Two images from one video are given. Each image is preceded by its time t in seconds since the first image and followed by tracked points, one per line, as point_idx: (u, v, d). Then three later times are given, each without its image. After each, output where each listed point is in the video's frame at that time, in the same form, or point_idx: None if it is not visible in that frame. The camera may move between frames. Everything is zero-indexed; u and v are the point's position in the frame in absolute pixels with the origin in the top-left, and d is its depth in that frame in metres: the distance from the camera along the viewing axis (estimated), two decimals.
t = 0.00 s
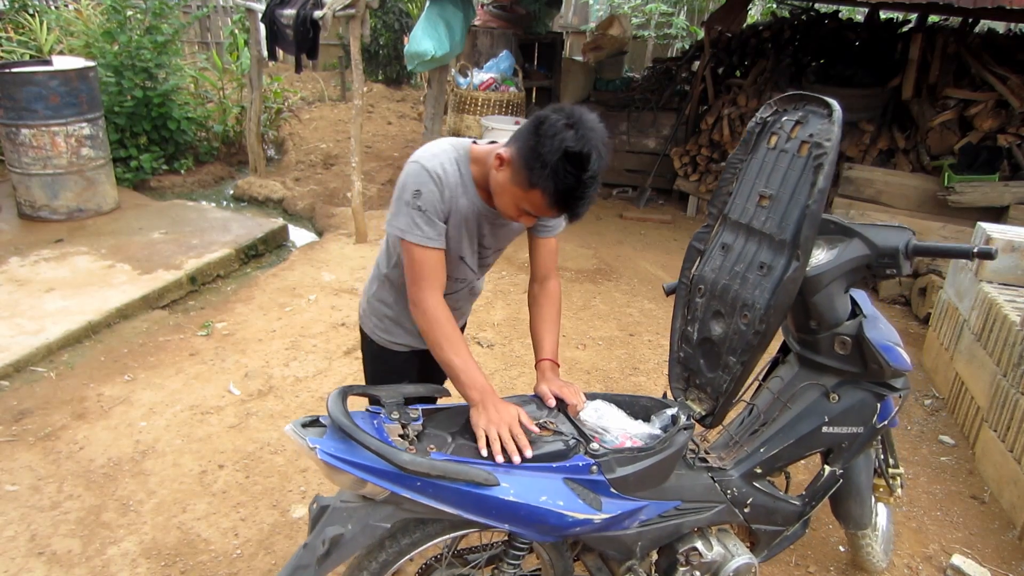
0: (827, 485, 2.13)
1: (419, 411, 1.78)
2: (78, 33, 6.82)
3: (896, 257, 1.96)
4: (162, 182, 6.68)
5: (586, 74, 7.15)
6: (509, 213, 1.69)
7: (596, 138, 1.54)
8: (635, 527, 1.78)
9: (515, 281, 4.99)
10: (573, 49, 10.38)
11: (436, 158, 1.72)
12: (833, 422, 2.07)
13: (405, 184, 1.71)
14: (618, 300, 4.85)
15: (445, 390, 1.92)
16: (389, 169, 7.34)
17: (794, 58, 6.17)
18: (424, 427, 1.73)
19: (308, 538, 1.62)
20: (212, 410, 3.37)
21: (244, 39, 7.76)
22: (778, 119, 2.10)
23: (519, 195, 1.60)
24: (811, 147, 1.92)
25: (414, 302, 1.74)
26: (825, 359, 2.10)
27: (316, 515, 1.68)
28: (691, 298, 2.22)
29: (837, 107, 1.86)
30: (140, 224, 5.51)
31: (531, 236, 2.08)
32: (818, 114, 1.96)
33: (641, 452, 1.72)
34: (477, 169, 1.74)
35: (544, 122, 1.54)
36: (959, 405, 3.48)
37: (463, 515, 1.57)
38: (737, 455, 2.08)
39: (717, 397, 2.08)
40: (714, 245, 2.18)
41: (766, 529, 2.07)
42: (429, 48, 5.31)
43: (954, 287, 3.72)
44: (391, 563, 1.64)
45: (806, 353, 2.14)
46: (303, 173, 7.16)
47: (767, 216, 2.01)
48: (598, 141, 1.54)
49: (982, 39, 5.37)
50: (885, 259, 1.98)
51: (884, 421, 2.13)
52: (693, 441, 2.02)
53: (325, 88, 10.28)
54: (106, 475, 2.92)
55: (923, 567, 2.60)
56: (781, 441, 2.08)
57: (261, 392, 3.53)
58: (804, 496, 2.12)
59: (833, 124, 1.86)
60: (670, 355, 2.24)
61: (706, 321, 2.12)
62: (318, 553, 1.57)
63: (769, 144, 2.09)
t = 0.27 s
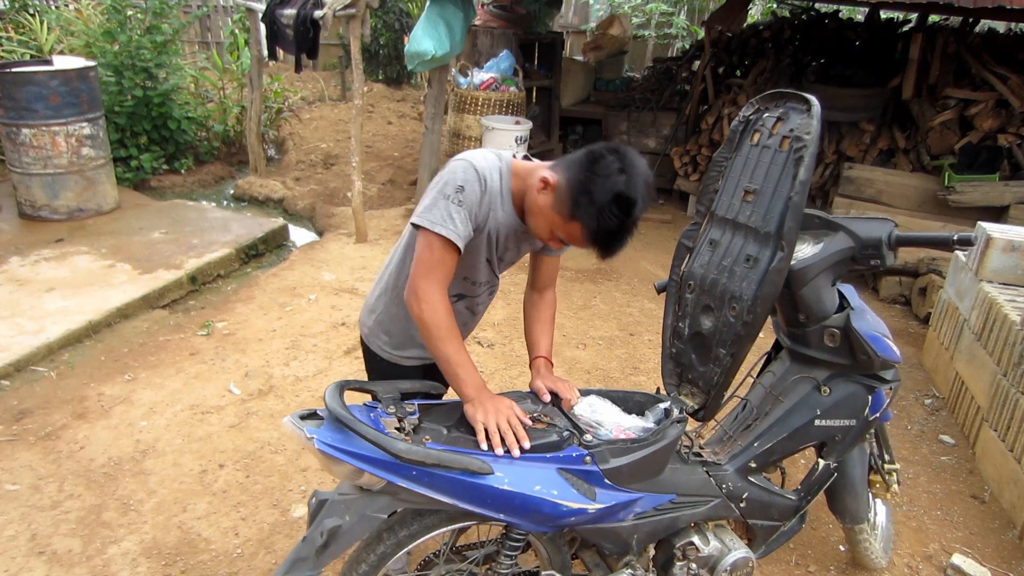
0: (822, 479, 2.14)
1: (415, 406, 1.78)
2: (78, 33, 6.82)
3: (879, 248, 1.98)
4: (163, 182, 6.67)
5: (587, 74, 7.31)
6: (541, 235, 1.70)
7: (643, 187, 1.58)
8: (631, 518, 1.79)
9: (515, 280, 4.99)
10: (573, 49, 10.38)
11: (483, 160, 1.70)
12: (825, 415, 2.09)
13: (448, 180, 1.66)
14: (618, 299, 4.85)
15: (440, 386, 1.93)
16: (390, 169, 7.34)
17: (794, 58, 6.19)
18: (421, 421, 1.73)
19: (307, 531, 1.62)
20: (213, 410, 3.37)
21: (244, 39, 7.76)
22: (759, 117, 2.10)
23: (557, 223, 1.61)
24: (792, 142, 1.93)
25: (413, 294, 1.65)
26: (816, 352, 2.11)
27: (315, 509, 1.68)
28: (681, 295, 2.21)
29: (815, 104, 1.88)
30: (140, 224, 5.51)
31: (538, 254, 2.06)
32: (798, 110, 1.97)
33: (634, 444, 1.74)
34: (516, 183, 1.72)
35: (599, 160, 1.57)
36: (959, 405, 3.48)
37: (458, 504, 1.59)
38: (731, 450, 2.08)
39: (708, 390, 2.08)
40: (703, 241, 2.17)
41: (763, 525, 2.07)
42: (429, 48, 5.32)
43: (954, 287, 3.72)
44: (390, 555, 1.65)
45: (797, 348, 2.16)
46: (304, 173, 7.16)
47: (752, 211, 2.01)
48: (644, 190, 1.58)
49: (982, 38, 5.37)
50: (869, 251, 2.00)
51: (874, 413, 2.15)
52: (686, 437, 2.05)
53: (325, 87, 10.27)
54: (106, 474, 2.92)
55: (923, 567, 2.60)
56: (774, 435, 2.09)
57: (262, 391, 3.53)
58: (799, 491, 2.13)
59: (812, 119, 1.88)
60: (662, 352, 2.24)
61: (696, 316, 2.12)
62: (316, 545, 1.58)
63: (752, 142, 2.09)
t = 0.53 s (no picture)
0: (818, 476, 2.14)
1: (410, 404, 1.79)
2: (79, 33, 6.83)
3: (869, 245, 1.98)
4: (163, 182, 6.67)
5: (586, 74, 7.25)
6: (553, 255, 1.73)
7: (657, 225, 1.62)
8: (627, 516, 1.79)
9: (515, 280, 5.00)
10: (573, 49, 10.39)
11: (505, 169, 1.73)
12: (820, 413, 2.10)
13: (469, 184, 1.69)
14: (618, 299, 4.85)
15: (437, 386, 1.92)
16: (390, 169, 7.34)
17: (794, 58, 6.20)
18: (416, 419, 1.74)
19: (304, 529, 1.63)
20: (214, 409, 3.37)
21: (245, 39, 7.77)
22: (749, 117, 2.11)
23: (572, 247, 1.65)
24: (779, 140, 1.95)
25: (419, 291, 1.63)
26: (810, 350, 2.12)
27: (312, 507, 1.69)
28: (675, 294, 2.20)
29: (802, 102, 1.90)
30: (141, 224, 5.51)
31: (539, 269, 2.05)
32: (785, 109, 1.99)
33: (629, 441, 1.75)
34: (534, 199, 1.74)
35: (621, 195, 1.61)
36: (959, 404, 3.49)
37: (453, 501, 1.59)
38: (727, 448, 2.08)
39: (703, 388, 2.09)
40: (694, 240, 2.16)
41: (760, 524, 2.08)
42: (429, 48, 5.32)
43: (954, 287, 3.72)
44: (385, 553, 1.66)
45: (791, 346, 2.17)
46: (304, 173, 7.17)
47: (743, 210, 2.01)
48: (658, 228, 1.62)
49: (982, 38, 5.37)
50: (859, 248, 1.99)
51: (871, 410, 2.14)
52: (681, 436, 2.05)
53: (326, 87, 10.28)
54: (107, 474, 2.93)
55: (923, 566, 2.60)
56: (770, 433, 2.09)
57: (262, 391, 3.54)
58: (795, 489, 2.14)
59: (799, 117, 1.90)
60: (657, 352, 2.23)
61: (689, 315, 2.11)
62: (312, 542, 1.58)
63: (741, 141, 2.10)
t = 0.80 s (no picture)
0: (817, 476, 2.14)
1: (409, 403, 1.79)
2: (80, 33, 6.83)
3: (865, 244, 1.98)
4: (164, 182, 6.67)
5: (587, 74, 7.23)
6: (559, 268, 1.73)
7: (666, 237, 1.64)
8: (624, 515, 1.79)
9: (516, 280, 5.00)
10: (574, 50, 10.40)
11: (511, 178, 1.74)
12: (818, 412, 2.10)
13: (474, 193, 1.69)
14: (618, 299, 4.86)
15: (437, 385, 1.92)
16: (391, 169, 7.35)
17: (795, 58, 6.20)
18: (414, 418, 1.74)
19: (302, 527, 1.63)
20: (215, 409, 3.38)
21: (246, 39, 7.77)
22: (745, 117, 2.12)
23: (580, 260, 1.65)
24: (776, 139, 1.95)
25: (416, 295, 1.60)
26: (807, 349, 2.12)
27: (310, 505, 1.70)
28: (672, 293, 2.20)
29: (798, 102, 1.91)
30: (142, 223, 5.52)
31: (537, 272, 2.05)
32: (782, 109, 2.00)
33: (626, 439, 1.76)
34: (540, 210, 1.74)
35: (629, 206, 1.62)
36: (959, 405, 3.49)
37: (451, 498, 1.60)
38: (726, 448, 2.09)
39: (701, 387, 2.09)
40: (691, 240, 2.16)
41: (759, 523, 2.08)
42: (430, 48, 5.32)
43: (955, 288, 3.72)
44: (382, 552, 1.66)
45: (788, 346, 2.17)
46: (305, 172, 7.17)
47: (739, 208, 2.02)
48: (666, 240, 1.64)
49: (982, 39, 5.38)
50: (855, 247, 2.00)
51: (868, 410, 2.15)
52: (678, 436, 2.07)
53: (326, 88, 10.29)
54: (108, 473, 2.93)
55: (923, 567, 2.60)
56: (768, 432, 2.10)
57: (263, 390, 3.54)
58: (794, 489, 2.14)
59: (795, 116, 1.91)
60: (654, 351, 2.23)
61: (687, 313, 2.11)
62: (311, 539, 1.59)
63: (738, 141, 2.10)
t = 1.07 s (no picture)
0: (816, 475, 2.14)
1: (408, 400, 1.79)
2: (83, 32, 6.84)
3: (861, 242, 1.99)
4: (166, 182, 6.66)
5: (589, 74, 7.26)
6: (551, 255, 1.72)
7: (653, 213, 1.59)
8: (623, 513, 1.79)
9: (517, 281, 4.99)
10: (576, 50, 10.40)
11: (495, 171, 1.74)
12: (816, 411, 2.10)
13: (457, 188, 1.69)
14: (620, 300, 4.85)
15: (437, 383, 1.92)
16: (393, 170, 7.35)
17: (796, 59, 6.19)
18: (414, 414, 1.74)
19: (303, 523, 1.64)
20: (216, 408, 3.38)
21: (248, 39, 7.77)
22: (741, 118, 2.11)
23: (567, 244, 1.64)
24: (771, 139, 1.98)
25: (409, 296, 1.62)
26: (805, 348, 2.12)
27: (311, 500, 1.70)
28: (670, 294, 2.18)
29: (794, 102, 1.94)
30: (144, 222, 5.52)
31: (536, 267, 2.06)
32: (777, 110, 2.02)
33: (625, 435, 1.75)
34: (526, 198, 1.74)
35: (611, 185, 1.59)
36: (960, 406, 3.49)
37: (450, 493, 1.60)
38: (724, 447, 2.08)
39: (699, 386, 2.08)
40: (689, 240, 2.15)
41: (758, 523, 2.08)
42: (432, 48, 5.32)
43: (957, 289, 3.72)
44: (382, 548, 1.66)
45: (786, 345, 2.17)
46: (307, 172, 7.17)
47: (737, 208, 2.02)
48: (654, 216, 1.59)
49: (984, 41, 5.38)
50: (851, 245, 2.00)
51: (867, 409, 2.16)
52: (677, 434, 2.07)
53: (328, 88, 10.30)
54: (109, 472, 2.93)
55: (924, 568, 2.60)
56: (767, 431, 2.09)
57: (264, 390, 3.54)
58: (793, 488, 2.14)
59: (791, 116, 1.94)
60: (653, 351, 2.22)
61: (685, 313, 2.10)
62: (311, 535, 1.59)
63: (735, 141, 2.10)
